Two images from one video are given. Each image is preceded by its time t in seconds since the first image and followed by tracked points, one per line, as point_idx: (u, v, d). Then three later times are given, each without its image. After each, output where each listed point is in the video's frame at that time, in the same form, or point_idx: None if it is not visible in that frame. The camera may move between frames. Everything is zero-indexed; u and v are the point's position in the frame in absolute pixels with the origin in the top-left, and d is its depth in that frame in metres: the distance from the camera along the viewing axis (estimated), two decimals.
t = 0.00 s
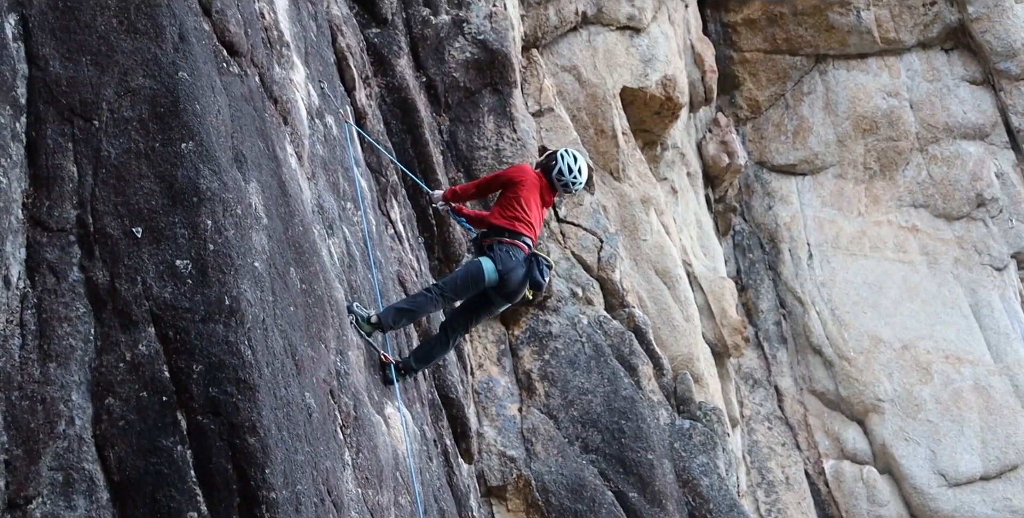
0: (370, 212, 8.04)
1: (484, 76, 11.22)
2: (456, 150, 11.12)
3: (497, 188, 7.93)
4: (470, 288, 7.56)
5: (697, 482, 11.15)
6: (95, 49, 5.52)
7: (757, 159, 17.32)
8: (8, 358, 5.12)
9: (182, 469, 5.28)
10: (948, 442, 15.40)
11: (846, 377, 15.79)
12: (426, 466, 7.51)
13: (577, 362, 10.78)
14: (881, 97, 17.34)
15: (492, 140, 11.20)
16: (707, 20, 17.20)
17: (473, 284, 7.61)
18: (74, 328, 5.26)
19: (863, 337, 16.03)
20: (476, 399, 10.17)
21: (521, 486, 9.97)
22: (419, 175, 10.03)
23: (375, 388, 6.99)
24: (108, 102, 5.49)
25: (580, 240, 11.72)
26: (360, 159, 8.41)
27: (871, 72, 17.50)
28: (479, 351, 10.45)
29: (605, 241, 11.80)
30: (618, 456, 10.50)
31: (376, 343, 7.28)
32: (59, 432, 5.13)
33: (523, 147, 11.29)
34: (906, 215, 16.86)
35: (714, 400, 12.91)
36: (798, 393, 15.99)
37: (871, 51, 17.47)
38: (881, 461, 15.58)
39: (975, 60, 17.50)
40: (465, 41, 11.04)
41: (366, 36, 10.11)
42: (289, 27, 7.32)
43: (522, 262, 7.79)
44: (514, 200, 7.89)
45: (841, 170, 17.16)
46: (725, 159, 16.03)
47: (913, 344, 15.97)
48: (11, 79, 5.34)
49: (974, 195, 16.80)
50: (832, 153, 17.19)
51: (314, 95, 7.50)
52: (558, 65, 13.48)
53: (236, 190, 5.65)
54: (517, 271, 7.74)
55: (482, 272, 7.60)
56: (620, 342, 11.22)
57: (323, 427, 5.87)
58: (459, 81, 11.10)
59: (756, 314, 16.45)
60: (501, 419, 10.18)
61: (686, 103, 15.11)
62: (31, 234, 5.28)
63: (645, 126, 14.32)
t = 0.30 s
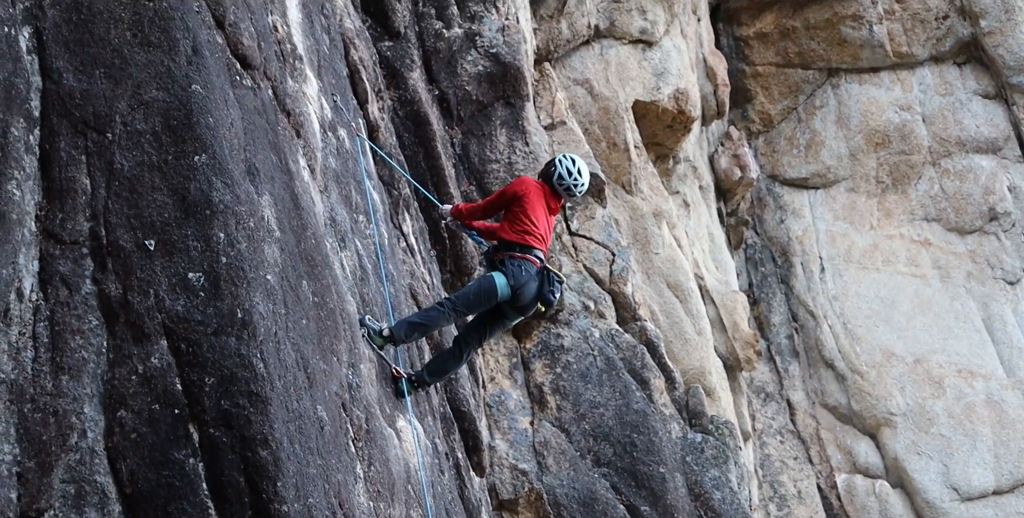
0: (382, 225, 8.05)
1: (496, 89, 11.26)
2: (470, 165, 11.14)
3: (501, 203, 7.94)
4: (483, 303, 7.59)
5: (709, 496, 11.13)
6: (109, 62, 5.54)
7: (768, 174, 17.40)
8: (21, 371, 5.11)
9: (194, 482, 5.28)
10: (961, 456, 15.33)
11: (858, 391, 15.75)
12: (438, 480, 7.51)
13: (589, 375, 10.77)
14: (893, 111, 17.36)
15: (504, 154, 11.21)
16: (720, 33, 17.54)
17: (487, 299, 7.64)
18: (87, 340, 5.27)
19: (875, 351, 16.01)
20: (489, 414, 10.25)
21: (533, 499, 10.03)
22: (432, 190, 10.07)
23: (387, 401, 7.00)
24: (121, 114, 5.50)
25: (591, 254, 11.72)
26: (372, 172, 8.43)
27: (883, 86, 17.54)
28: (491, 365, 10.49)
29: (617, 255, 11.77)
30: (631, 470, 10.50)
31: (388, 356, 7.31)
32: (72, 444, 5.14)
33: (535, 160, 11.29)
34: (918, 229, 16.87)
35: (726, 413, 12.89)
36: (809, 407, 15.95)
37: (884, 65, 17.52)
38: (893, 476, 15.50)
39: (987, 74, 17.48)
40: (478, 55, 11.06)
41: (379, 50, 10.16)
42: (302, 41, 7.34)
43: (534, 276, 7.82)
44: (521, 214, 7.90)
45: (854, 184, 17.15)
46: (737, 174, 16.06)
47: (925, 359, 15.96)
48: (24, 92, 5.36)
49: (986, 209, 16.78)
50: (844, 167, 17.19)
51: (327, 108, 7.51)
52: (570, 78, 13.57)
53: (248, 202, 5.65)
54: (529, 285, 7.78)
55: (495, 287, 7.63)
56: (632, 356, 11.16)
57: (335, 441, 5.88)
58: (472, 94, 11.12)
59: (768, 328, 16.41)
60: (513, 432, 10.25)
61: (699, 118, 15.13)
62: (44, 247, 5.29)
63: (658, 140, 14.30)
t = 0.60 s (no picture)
0: (389, 234, 8.06)
1: (503, 98, 11.26)
2: (477, 174, 11.11)
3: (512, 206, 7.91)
4: (489, 309, 7.56)
5: (717, 504, 11.13)
6: (116, 72, 5.55)
7: (777, 181, 17.40)
8: (29, 381, 5.12)
9: (202, 491, 5.27)
10: (970, 464, 15.29)
11: (867, 399, 15.71)
12: (445, 488, 7.50)
13: (597, 383, 10.77)
14: (901, 117, 17.28)
15: (511, 162, 11.15)
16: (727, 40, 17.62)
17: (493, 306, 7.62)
18: (95, 350, 5.27)
19: (884, 359, 15.98)
20: (497, 422, 10.23)
21: (541, 508, 9.98)
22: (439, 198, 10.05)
23: (394, 409, 6.99)
24: (129, 125, 5.51)
25: (599, 262, 11.76)
26: (379, 180, 8.42)
27: (891, 93, 17.46)
28: (499, 373, 10.54)
29: (624, 263, 11.81)
30: (639, 479, 10.50)
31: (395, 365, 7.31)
32: (80, 454, 5.14)
33: (541, 169, 11.21)
34: (926, 235, 16.86)
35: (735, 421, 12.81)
36: (818, 415, 15.89)
37: (891, 72, 17.46)
38: (902, 484, 15.44)
39: (994, 80, 17.54)
40: (485, 63, 11.10)
41: (387, 59, 10.24)
42: (310, 50, 7.37)
43: (541, 281, 7.81)
44: (530, 219, 7.89)
45: (862, 191, 17.12)
46: (745, 181, 16.03)
47: (934, 367, 15.92)
48: (33, 102, 5.35)
49: (995, 215, 16.80)
50: (853, 175, 17.16)
51: (334, 117, 7.52)
52: (577, 86, 13.61)
53: (256, 211, 5.67)
54: (535, 290, 7.76)
55: (502, 292, 7.60)
56: (639, 364, 11.16)
57: (343, 450, 5.88)
58: (478, 102, 11.13)
59: (777, 336, 16.34)
60: (521, 441, 10.23)
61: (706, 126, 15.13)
62: (52, 257, 5.30)
63: (666, 148, 14.28)
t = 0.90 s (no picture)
0: (386, 239, 8.05)
1: (500, 103, 11.27)
2: (474, 178, 11.11)
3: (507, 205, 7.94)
4: (484, 312, 7.56)
5: (714, 508, 11.08)
6: (112, 77, 5.55)
7: (772, 186, 17.43)
8: (25, 386, 5.13)
9: (199, 497, 5.26)
10: (966, 468, 15.32)
11: (863, 403, 15.73)
12: (442, 493, 7.49)
13: (594, 388, 10.78)
14: (896, 122, 17.36)
15: (508, 167, 11.18)
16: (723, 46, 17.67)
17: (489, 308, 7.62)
18: (91, 355, 5.26)
19: (880, 363, 16.02)
20: (494, 426, 10.21)
21: (539, 513, 10.00)
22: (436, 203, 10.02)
23: (391, 414, 6.97)
24: (125, 130, 5.51)
25: (595, 267, 11.74)
26: (376, 186, 8.41)
27: (887, 98, 17.56)
28: (496, 378, 10.52)
29: (621, 267, 11.82)
30: (637, 484, 10.48)
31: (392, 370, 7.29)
32: (76, 460, 5.13)
33: (538, 174, 11.27)
34: (922, 240, 16.87)
35: (731, 425, 12.88)
36: (814, 419, 15.86)
37: (886, 77, 17.56)
38: (899, 488, 15.44)
39: (989, 85, 17.59)
40: (481, 69, 11.12)
41: (383, 64, 10.20)
42: (306, 55, 7.36)
43: (537, 282, 7.81)
44: (525, 217, 7.90)
45: (858, 195, 17.15)
46: (741, 186, 15.96)
47: (931, 371, 15.98)
48: (28, 108, 5.36)
49: (990, 220, 16.80)
50: (849, 179, 17.21)
51: (331, 122, 7.52)
52: (573, 91, 13.57)
53: (252, 216, 5.66)
54: (531, 292, 7.76)
55: (497, 295, 7.60)
56: (636, 368, 11.17)
57: (340, 455, 5.88)
58: (475, 107, 11.14)
59: (773, 340, 16.36)
60: (518, 446, 10.23)
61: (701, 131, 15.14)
62: (48, 262, 5.30)
63: (663, 153, 14.32)
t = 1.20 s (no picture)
0: (380, 231, 8.05)
1: (493, 94, 11.25)
2: (468, 169, 11.06)
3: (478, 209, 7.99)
4: (480, 301, 7.62)
5: (711, 498, 11.14)
6: (104, 72, 5.54)
7: (767, 175, 17.41)
8: (19, 381, 5.12)
9: (195, 490, 5.27)
10: (962, 455, 15.33)
11: (859, 391, 15.75)
12: (439, 485, 7.48)
13: (590, 379, 10.79)
14: (890, 110, 17.38)
15: (502, 159, 11.12)
16: (716, 35, 17.58)
17: (485, 298, 7.66)
18: (87, 350, 5.26)
19: (875, 352, 16.01)
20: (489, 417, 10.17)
21: (535, 504, 9.94)
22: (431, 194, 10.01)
23: (387, 407, 6.97)
24: (118, 125, 5.50)
25: (590, 258, 11.76)
26: (370, 179, 8.41)
27: (880, 86, 17.57)
28: (492, 369, 10.47)
29: (615, 258, 11.86)
30: (633, 474, 10.53)
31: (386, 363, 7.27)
32: (72, 455, 5.14)
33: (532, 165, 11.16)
34: (916, 228, 16.87)
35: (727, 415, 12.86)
36: (811, 407, 15.93)
37: (880, 65, 17.57)
38: (895, 476, 15.48)
39: (982, 72, 17.58)
40: (474, 60, 11.12)
41: (376, 56, 10.21)
42: (298, 48, 7.34)
43: (530, 269, 7.91)
44: (502, 212, 8.00)
45: (851, 185, 17.15)
46: (735, 175, 16.18)
47: (926, 359, 15.95)
48: (20, 104, 5.35)
49: (984, 207, 16.79)
50: (842, 168, 17.20)
51: (324, 115, 7.51)
52: (567, 82, 13.61)
53: (245, 210, 5.66)
54: (525, 279, 7.85)
55: (492, 283, 7.68)
56: (632, 359, 11.23)
57: (336, 448, 5.87)
58: (468, 99, 11.12)
59: (769, 329, 16.41)
60: (514, 437, 10.18)
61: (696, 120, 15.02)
62: (42, 258, 5.30)
63: (657, 144, 14.25)
